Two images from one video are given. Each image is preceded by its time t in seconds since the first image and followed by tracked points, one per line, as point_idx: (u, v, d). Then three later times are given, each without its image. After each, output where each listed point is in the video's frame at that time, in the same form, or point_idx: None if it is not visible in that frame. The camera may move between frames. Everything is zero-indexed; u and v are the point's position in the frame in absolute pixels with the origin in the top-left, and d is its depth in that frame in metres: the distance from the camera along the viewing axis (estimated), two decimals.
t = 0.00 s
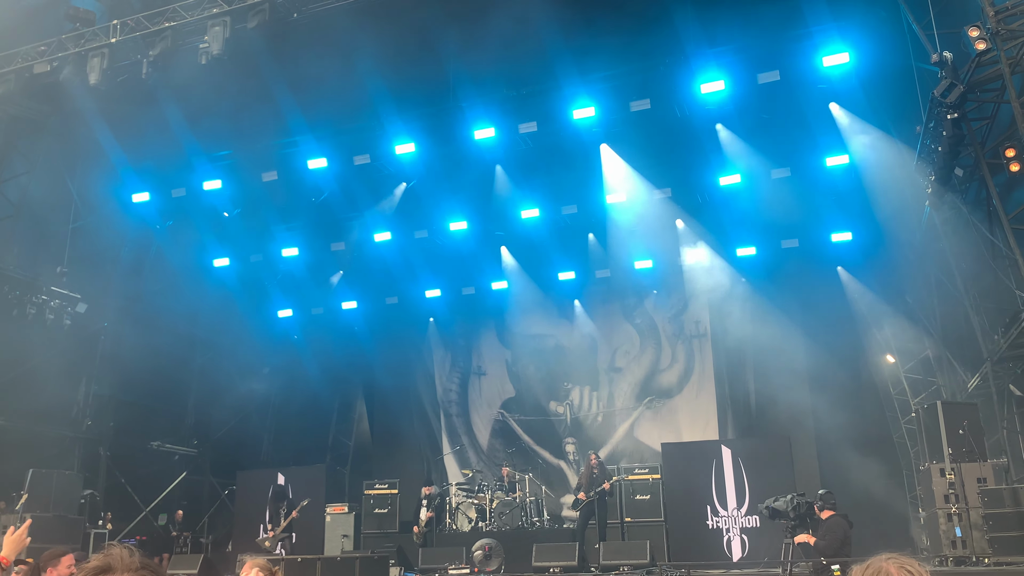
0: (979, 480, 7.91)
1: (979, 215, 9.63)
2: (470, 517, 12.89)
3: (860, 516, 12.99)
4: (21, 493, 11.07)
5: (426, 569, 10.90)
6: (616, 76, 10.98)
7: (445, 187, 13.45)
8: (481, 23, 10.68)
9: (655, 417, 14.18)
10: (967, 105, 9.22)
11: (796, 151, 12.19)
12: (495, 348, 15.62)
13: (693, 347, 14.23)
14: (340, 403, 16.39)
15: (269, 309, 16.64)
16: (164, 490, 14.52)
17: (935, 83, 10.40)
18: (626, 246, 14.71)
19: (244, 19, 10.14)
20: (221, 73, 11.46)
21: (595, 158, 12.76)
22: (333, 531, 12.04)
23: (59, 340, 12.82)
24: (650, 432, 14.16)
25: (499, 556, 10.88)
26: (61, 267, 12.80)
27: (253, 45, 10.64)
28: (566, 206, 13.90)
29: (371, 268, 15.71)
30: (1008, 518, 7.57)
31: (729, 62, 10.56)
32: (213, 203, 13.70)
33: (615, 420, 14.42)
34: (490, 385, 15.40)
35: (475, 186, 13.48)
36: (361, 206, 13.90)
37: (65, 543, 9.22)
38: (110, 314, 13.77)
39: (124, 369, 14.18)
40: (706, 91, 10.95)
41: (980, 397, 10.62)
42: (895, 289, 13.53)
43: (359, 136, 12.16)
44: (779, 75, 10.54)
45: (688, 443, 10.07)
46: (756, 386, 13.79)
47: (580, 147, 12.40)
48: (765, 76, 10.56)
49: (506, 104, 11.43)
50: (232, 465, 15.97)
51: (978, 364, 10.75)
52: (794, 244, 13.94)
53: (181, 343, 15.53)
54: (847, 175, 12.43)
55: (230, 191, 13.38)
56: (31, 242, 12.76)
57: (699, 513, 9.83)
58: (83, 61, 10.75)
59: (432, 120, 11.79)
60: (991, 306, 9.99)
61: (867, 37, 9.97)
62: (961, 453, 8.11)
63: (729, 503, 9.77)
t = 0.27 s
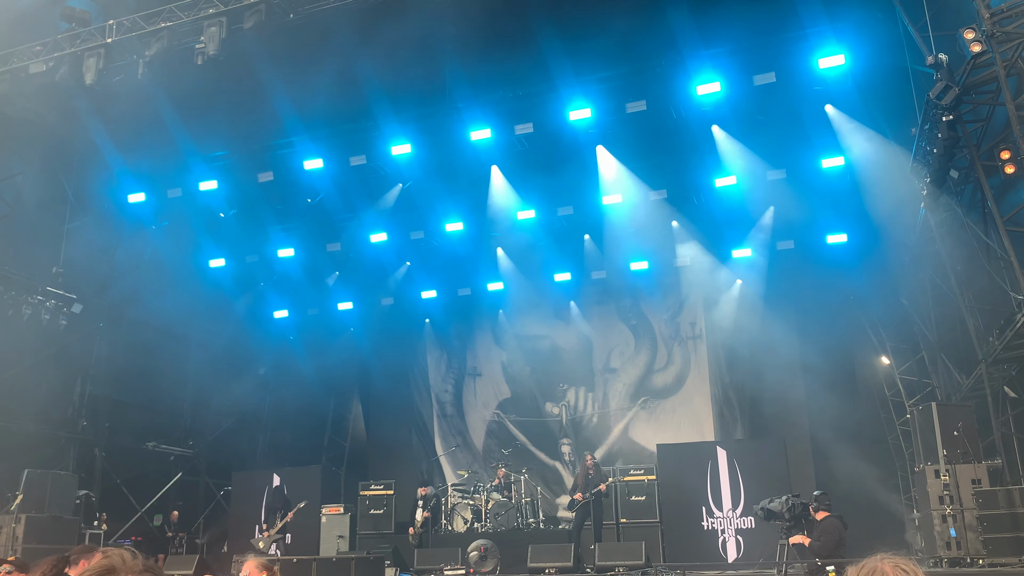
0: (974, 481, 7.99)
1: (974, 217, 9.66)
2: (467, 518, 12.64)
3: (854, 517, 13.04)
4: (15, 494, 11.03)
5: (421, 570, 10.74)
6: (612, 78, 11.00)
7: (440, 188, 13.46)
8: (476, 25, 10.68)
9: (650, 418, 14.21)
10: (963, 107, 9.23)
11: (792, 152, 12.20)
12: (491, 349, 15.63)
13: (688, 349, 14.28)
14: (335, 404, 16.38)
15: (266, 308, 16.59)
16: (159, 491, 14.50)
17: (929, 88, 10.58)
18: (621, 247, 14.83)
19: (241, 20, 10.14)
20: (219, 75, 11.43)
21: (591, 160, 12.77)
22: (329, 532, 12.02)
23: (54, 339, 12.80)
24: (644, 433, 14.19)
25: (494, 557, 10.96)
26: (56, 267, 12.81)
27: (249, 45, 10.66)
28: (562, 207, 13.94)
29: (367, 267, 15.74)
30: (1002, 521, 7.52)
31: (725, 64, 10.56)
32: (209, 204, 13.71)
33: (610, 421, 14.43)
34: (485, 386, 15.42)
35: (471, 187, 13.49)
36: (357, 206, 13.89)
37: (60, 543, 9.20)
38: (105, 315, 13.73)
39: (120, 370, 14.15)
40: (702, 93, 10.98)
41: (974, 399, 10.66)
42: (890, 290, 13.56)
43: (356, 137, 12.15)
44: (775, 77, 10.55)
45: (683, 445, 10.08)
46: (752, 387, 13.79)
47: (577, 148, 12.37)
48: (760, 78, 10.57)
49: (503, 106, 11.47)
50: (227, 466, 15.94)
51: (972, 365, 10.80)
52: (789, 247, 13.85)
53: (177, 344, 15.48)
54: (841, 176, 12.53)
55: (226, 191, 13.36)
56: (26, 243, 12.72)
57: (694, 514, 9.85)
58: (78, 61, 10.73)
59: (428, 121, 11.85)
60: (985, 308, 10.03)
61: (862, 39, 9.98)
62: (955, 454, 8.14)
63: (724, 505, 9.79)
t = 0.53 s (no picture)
0: (969, 479, 7.94)
1: (969, 215, 9.68)
2: (463, 518, 12.43)
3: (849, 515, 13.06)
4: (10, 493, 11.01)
5: (418, 568, 10.75)
6: (609, 76, 10.99)
7: (437, 187, 13.47)
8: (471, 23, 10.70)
9: (645, 416, 14.24)
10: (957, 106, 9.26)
11: (787, 151, 12.25)
12: (487, 347, 15.64)
13: (683, 347, 14.31)
14: (332, 402, 16.37)
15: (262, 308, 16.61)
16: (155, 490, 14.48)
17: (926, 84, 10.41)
18: (618, 247, 14.77)
19: (236, 18, 10.13)
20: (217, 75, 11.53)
21: (587, 158, 12.76)
22: (325, 531, 12.01)
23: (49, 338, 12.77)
24: (640, 431, 14.20)
25: (491, 555, 10.89)
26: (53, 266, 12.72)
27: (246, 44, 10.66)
28: (558, 206, 13.95)
29: (363, 267, 15.70)
30: (997, 518, 7.51)
31: (721, 62, 10.57)
32: (205, 202, 13.69)
33: (606, 420, 14.44)
34: (481, 384, 15.43)
35: (467, 186, 13.49)
36: (353, 205, 13.92)
37: (56, 542, 9.18)
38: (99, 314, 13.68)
39: (116, 369, 14.16)
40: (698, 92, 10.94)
41: (969, 398, 10.68)
42: (884, 288, 13.62)
43: (351, 135, 12.07)
44: (772, 75, 10.56)
45: (679, 444, 10.10)
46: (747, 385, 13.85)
47: (574, 147, 12.40)
48: (757, 77, 10.58)
49: (500, 104, 11.39)
50: (222, 464, 15.92)
51: (967, 364, 10.83)
52: (785, 245, 14.00)
53: (173, 343, 15.48)
54: (838, 176, 12.50)
55: (223, 189, 13.36)
56: (21, 240, 12.66)
57: (690, 512, 9.86)
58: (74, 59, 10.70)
59: (424, 119, 11.70)
60: (981, 307, 10.05)
61: (857, 37, 10.00)
62: (950, 452, 8.17)
63: (720, 503, 9.80)
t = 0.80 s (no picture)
0: (962, 476, 8.01)
1: (962, 214, 9.72)
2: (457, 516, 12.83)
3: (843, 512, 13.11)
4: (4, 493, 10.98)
5: (412, 567, 10.77)
6: (603, 75, 10.96)
7: (430, 185, 13.42)
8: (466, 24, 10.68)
9: (639, 414, 14.27)
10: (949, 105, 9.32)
11: (781, 150, 12.26)
12: (482, 347, 15.65)
13: (677, 345, 14.35)
14: (327, 401, 16.36)
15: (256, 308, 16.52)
16: (150, 489, 14.45)
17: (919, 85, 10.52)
18: (613, 245, 14.75)
19: (230, 17, 10.12)
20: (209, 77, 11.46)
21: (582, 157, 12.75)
22: (320, 530, 12.00)
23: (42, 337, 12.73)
24: (634, 430, 14.22)
25: (485, 555, 10.86)
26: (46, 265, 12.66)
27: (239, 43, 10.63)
28: (553, 205, 13.95)
29: (357, 266, 15.67)
30: (989, 516, 7.55)
31: (715, 62, 10.56)
32: (199, 202, 13.60)
33: (600, 418, 14.45)
34: (476, 383, 15.44)
35: (462, 185, 13.51)
36: (347, 204, 13.86)
37: (50, 542, 9.16)
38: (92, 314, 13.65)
39: (110, 368, 14.13)
40: (692, 92, 10.96)
41: (962, 396, 10.73)
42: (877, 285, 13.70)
43: (345, 135, 11.98)
44: (765, 74, 10.59)
45: (673, 442, 10.13)
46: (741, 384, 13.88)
47: (568, 147, 12.42)
48: (750, 76, 10.60)
49: (495, 104, 11.29)
50: (217, 464, 15.89)
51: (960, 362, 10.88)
52: (778, 243, 13.99)
53: (166, 342, 15.42)
54: (832, 176, 12.51)
55: (216, 188, 13.26)
56: (16, 238, 12.57)
57: (684, 511, 9.88)
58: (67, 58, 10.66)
59: (419, 120, 11.66)
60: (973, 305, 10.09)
61: (850, 38, 10.05)
62: (943, 450, 8.20)
63: (715, 501, 9.82)
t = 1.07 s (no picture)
0: (959, 474, 7.93)
1: (957, 212, 9.73)
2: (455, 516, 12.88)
3: (840, 511, 13.13)
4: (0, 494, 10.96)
5: (410, 567, 10.77)
6: (599, 75, 11.08)
7: (427, 187, 13.49)
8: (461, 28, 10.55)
9: (636, 414, 14.26)
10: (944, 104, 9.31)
11: (777, 149, 12.29)
12: (479, 347, 15.65)
13: (674, 343, 14.34)
14: (324, 402, 16.34)
15: (252, 308, 16.54)
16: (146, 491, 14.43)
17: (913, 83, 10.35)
18: (609, 244, 14.80)
19: (225, 17, 10.10)
20: (204, 75, 11.43)
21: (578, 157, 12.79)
22: (317, 531, 11.98)
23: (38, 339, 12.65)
24: (631, 429, 14.21)
25: (483, 554, 10.86)
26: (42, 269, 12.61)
27: (236, 44, 10.63)
28: (549, 205, 13.95)
29: (354, 266, 15.73)
30: (987, 514, 7.55)
31: (710, 61, 10.63)
32: (194, 203, 13.64)
33: (598, 418, 14.45)
34: (472, 383, 15.43)
35: (458, 185, 13.52)
36: (344, 205, 13.90)
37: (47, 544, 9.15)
38: (88, 317, 13.60)
39: (107, 370, 14.11)
40: (688, 92, 11.01)
41: (958, 393, 10.74)
42: (873, 284, 13.69)
43: (341, 135, 12.12)
44: (760, 74, 10.62)
45: (671, 441, 10.12)
46: (737, 383, 13.92)
47: (563, 146, 12.48)
48: (746, 75, 10.64)
49: (490, 104, 11.46)
50: (214, 465, 15.87)
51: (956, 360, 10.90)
52: (775, 242, 14.03)
53: (163, 344, 15.35)
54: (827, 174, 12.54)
55: (214, 188, 13.36)
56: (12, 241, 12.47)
57: (681, 510, 9.90)
58: (61, 59, 10.64)
59: (414, 120, 11.78)
60: (969, 303, 10.10)
61: (845, 36, 10.07)
62: (940, 448, 8.20)
63: (712, 500, 9.83)
